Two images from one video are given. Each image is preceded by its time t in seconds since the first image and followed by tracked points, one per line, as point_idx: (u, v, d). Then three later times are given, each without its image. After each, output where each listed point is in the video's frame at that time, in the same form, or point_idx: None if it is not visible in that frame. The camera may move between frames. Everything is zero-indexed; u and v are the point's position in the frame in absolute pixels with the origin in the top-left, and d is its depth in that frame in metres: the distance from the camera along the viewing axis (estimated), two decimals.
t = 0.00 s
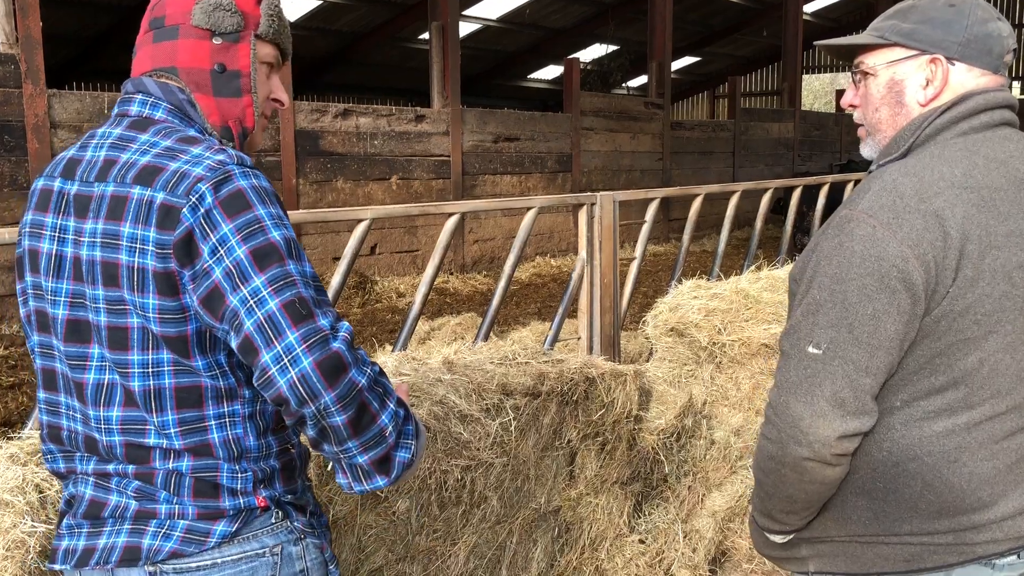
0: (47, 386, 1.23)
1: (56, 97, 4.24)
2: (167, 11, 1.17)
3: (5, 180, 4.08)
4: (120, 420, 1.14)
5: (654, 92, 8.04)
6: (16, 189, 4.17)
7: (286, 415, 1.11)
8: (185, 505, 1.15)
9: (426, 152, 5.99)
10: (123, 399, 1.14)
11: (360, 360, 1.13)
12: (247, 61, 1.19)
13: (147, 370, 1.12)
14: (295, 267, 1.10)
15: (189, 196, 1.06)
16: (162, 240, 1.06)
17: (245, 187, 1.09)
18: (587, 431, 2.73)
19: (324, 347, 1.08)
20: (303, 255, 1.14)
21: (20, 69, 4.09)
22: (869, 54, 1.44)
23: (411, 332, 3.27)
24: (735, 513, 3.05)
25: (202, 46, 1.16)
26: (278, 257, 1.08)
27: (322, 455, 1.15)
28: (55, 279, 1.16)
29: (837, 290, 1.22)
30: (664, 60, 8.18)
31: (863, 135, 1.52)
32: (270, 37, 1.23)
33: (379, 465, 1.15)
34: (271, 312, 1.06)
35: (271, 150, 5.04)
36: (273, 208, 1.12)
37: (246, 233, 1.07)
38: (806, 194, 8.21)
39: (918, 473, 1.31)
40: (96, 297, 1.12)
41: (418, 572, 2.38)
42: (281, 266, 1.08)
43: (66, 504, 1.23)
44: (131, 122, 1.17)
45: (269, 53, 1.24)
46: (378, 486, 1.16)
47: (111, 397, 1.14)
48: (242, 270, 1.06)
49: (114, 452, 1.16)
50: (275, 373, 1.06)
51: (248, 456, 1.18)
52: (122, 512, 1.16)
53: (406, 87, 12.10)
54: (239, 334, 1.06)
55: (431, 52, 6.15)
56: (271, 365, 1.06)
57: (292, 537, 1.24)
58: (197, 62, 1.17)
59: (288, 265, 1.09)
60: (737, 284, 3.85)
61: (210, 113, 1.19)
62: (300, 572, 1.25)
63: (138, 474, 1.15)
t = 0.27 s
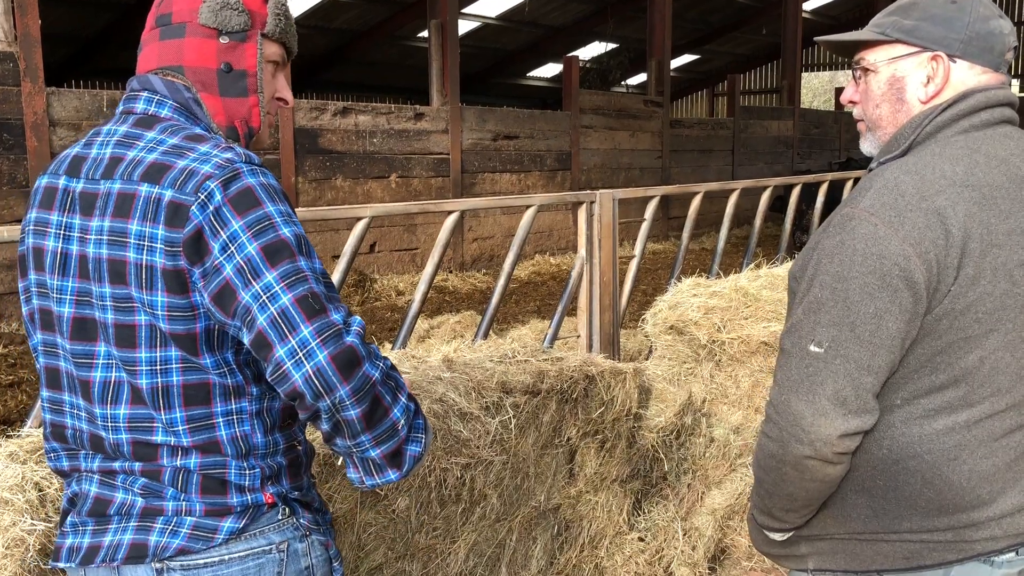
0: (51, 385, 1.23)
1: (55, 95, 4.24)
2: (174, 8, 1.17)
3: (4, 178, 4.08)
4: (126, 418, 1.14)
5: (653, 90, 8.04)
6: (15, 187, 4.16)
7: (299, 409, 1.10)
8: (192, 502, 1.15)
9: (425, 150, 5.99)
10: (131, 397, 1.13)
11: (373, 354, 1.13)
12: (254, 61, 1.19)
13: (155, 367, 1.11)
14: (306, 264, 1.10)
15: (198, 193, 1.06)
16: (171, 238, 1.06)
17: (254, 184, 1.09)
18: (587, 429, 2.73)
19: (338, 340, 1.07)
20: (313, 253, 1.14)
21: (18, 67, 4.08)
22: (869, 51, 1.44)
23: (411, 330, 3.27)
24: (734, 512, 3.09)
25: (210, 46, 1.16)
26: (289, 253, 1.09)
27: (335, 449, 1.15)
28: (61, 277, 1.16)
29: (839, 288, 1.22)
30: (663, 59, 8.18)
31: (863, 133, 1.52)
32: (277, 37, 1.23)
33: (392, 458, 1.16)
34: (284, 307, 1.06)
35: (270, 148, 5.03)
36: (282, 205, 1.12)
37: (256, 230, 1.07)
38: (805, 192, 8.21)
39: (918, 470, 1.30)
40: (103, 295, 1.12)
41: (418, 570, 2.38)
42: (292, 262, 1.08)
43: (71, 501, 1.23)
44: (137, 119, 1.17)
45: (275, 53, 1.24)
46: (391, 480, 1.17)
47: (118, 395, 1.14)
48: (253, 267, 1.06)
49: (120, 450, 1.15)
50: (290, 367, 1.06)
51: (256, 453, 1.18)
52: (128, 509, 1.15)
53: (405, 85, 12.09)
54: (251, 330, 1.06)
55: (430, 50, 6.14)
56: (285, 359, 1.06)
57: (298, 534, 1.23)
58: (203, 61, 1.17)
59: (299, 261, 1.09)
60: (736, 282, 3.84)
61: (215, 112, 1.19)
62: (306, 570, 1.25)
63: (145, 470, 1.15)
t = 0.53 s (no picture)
0: (52, 385, 1.23)
1: (53, 96, 4.23)
2: (170, 8, 1.17)
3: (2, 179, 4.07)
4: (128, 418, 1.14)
5: (652, 89, 8.04)
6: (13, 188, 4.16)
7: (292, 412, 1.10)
8: (193, 501, 1.15)
9: (424, 150, 5.98)
10: (132, 397, 1.13)
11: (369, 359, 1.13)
12: (252, 58, 1.19)
13: (155, 367, 1.11)
14: (305, 267, 1.10)
15: (198, 195, 1.06)
16: (171, 239, 1.06)
17: (254, 186, 1.09)
18: (587, 428, 2.73)
19: (334, 345, 1.07)
20: (312, 255, 1.14)
21: (17, 68, 4.08)
22: (869, 49, 1.43)
23: (411, 330, 3.27)
24: (734, 510, 3.07)
25: (207, 46, 1.16)
26: (288, 256, 1.09)
27: (328, 453, 1.14)
28: (62, 277, 1.16)
29: (838, 287, 1.22)
30: (662, 58, 8.18)
31: (862, 131, 1.51)
32: (274, 30, 1.22)
33: (385, 465, 1.15)
34: (281, 310, 1.06)
35: (269, 148, 5.03)
36: (282, 207, 1.11)
37: (255, 233, 1.07)
38: (805, 190, 8.21)
39: (917, 469, 1.30)
40: (103, 295, 1.12)
41: (418, 570, 2.38)
42: (291, 265, 1.08)
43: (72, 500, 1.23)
44: (138, 120, 1.17)
45: (273, 47, 1.23)
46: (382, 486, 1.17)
47: (119, 395, 1.14)
48: (252, 270, 1.06)
49: (121, 449, 1.16)
50: (285, 371, 1.06)
51: (256, 453, 1.18)
52: (129, 508, 1.15)
53: (404, 85, 12.09)
54: (248, 332, 1.06)
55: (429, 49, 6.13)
56: (280, 362, 1.06)
57: (299, 534, 1.23)
58: (202, 62, 1.17)
59: (298, 264, 1.09)
60: (735, 281, 3.84)
61: (217, 112, 1.19)
62: (306, 570, 1.24)
63: (146, 470, 1.15)
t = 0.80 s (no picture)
0: (52, 387, 1.22)
1: (51, 97, 4.23)
2: (169, 10, 1.17)
3: None
4: (125, 420, 1.14)
5: (650, 89, 8.04)
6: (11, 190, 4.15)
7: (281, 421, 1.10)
8: (191, 503, 1.15)
9: (423, 150, 5.98)
10: (129, 399, 1.13)
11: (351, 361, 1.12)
12: (250, 61, 1.20)
13: (152, 370, 1.11)
14: (295, 273, 1.10)
15: (193, 198, 1.06)
16: (165, 241, 1.06)
17: (248, 189, 1.09)
18: (586, 428, 2.73)
19: (318, 356, 1.07)
20: (303, 261, 1.13)
21: (15, 70, 4.08)
22: (867, 46, 1.43)
23: (409, 331, 3.27)
24: (732, 510, 3.11)
25: (205, 47, 1.16)
26: (277, 262, 1.08)
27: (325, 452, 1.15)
28: (60, 279, 1.15)
29: (836, 286, 1.22)
30: (660, 58, 8.18)
31: (857, 129, 1.51)
32: (272, 33, 1.23)
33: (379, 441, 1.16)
34: (268, 319, 1.06)
35: (267, 149, 5.02)
36: (276, 211, 1.11)
37: (247, 238, 1.07)
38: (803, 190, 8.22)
39: (916, 467, 1.31)
40: (100, 297, 1.11)
41: (417, 570, 2.38)
42: (280, 272, 1.08)
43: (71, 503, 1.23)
44: (135, 122, 1.16)
45: (271, 49, 1.24)
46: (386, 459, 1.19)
47: (116, 398, 1.14)
48: (242, 276, 1.06)
49: (119, 452, 1.15)
50: (269, 382, 1.06)
51: (253, 454, 1.17)
52: (127, 510, 1.15)
53: (402, 86, 12.09)
54: (236, 339, 1.06)
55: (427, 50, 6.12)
56: (266, 373, 1.05)
57: (298, 536, 1.23)
58: (200, 63, 1.17)
59: (287, 271, 1.09)
60: (734, 280, 3.84)
61: (214, 114, 1.20)
62: (304, 571, 1.24)
63: (144, 472, 1.15)
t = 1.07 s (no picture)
0: (48, 389, 1.22)
1: (48, 99, 4.22)
2: (162, 10, 1.16)
3: None
4: (119, 423, 1.14)
5: (648, 91, 8.05)
6: (8, 191, 4.15)
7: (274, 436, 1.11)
8: (185, 506, 1.15)
9: (420, 152, 5.98)
10: (123, 403, 1.13)
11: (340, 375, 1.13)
12: (244, 63, 1.19)
13: (145, 374, 1.11)
14: (287, 296, 1.10)
15: (186, 210, 1.05)
16: (155, 248, 1.05)
17: (243, 205, 1.08)
18: (583, 429, 2.73)
19: (305, 392, 1.08)
20: (297, 277, 1.13)
21: (12, 71, 4.07)
22: (866, 41, 1.42)
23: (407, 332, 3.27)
24: (730, 512, 3.09)
25: (198, 49, 1.16)
26: (269, 290, 1.09)
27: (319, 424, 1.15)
28: (54, 282, 1.15)
29: (841, 292, 1.21)
30: (658, 60, 8.19)
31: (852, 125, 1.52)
32: (267, 34, 1.22)
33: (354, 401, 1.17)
34: (260, 355, 1.07)
35: (264, 151, 5.02)
36: (269, 227, 1.11)
37: (242, 262, 1.07)
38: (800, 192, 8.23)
39: (913, 470, 1.31)
40: (94, 300, 1.11)
41: (415, 572, 2.38)
42: (272, 302, 1.08)
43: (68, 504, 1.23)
44: (128, 125, 1.16)
45: (268, 50, 1.24)
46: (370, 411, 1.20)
47: (110, 400, 1.14)
48: (237, 303, 1.06)
49: (113, 455, 1.15)
50: (257, 414, 1.08)
51: (247, 458, 1.17)
52: (122, 513, 1.16)
53: (400, 87, 12.09)
54: (226, 365, 1.07)
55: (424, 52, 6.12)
56: (255, 407, 1.07)
57: (292, 539, 1.23)
58: (192, 65, 1.16)
59: (279, 298, 1.09)
60: (731, 282, 3.84)
61: (207, 117, 1.19)
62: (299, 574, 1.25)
63: (137, 475, 1.15)
